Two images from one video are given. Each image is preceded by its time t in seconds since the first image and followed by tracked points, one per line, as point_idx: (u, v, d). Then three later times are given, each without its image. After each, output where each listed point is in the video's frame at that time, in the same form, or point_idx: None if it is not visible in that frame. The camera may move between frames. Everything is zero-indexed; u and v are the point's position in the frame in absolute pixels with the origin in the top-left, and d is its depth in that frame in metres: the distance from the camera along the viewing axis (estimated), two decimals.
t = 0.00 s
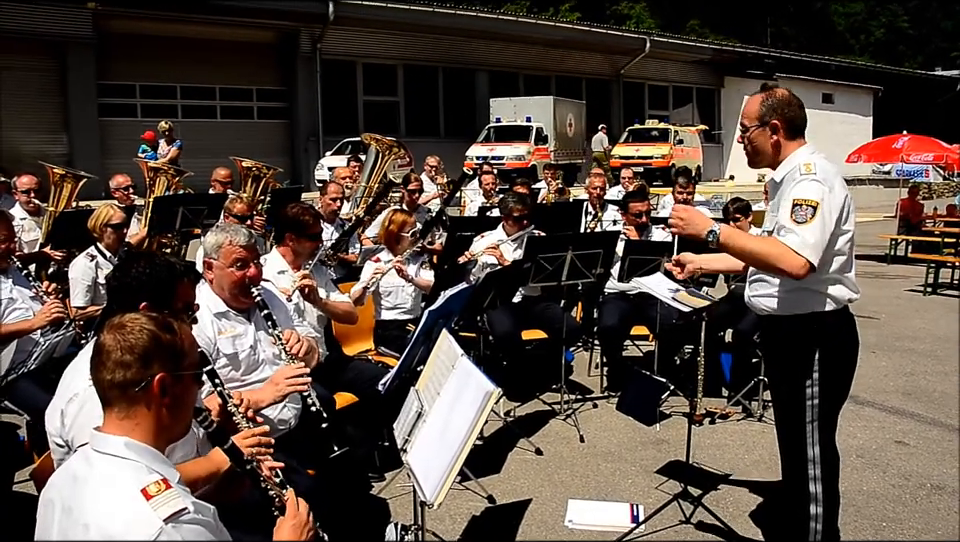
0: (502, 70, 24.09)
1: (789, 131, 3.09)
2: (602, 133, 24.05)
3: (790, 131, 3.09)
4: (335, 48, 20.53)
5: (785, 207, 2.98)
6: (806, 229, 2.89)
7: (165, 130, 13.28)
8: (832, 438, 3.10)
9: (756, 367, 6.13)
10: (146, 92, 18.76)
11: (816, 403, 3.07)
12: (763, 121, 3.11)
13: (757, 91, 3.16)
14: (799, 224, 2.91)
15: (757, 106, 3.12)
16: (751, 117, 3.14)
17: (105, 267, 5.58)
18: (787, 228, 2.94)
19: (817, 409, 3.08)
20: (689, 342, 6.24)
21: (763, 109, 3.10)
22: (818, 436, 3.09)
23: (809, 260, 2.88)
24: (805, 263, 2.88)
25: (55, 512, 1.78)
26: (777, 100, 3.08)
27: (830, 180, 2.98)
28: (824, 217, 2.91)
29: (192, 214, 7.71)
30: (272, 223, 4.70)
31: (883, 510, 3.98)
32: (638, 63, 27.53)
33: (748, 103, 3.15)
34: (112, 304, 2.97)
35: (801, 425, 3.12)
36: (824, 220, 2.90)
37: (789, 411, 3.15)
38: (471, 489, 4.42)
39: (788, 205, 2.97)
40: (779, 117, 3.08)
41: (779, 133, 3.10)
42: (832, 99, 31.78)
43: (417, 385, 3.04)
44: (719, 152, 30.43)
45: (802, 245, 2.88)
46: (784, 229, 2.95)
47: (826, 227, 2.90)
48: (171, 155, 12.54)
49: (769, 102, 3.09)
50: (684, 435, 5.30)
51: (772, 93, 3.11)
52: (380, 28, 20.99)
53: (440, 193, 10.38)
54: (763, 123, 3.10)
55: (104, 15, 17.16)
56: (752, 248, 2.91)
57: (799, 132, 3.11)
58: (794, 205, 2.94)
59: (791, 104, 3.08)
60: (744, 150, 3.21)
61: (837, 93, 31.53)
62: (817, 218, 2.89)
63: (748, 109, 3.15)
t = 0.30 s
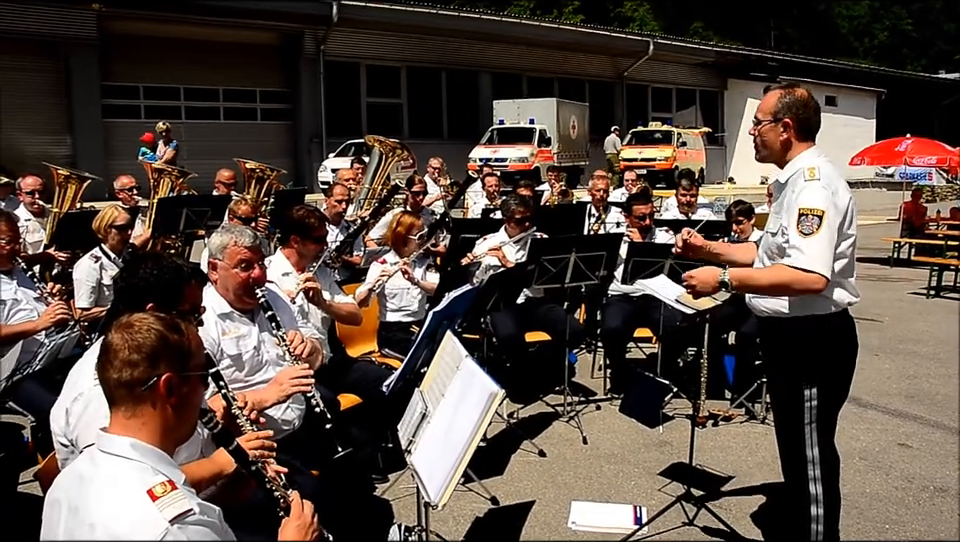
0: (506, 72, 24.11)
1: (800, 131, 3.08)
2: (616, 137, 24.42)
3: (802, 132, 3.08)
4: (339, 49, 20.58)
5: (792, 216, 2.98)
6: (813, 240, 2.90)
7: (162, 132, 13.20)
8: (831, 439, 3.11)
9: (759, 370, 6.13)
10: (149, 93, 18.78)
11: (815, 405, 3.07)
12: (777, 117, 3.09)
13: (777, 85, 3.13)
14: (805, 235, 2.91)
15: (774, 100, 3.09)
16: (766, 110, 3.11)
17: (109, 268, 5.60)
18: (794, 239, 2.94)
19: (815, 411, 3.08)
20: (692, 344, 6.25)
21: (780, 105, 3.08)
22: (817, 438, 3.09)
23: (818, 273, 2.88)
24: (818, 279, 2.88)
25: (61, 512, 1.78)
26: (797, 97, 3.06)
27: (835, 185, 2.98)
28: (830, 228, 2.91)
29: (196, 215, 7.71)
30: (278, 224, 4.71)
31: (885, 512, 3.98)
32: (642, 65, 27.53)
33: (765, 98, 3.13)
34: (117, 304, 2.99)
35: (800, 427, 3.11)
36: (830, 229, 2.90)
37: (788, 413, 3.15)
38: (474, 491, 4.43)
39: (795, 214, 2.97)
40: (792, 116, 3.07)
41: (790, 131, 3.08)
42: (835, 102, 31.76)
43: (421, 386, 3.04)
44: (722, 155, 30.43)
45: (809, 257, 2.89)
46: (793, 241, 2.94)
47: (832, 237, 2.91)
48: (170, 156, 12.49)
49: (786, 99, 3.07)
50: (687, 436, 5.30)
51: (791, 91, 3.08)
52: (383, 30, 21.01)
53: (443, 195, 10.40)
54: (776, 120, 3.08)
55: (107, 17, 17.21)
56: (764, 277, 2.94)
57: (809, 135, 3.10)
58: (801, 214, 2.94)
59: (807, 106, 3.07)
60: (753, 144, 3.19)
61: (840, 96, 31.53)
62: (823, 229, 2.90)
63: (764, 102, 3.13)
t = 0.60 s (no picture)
0: (506, 69, 24.10)
1: (808, 128, 3.08)
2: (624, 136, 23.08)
3: (809, 129, 3.07)
4: (339, 47, 20.58)
5: (796, 212, 2.97)
6: (818, 236, 2.89)
7: (152, 129, 13.46)
8: (833, 436, 3.11)
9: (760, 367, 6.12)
10: (149, 91, 18.74)
11: (820, 403, 3.07)
12: (786, 111, 3.08)
13: (788, 80, 3.12)
14: (808, 231, 2.90)
15: (785, 94, 3.08)
16: (776, 104, 3.10)
17: (110, 265, 5.60)
18: (797, 234, 2.93)
19: (817, 407, 3.08)
20: (693, 341, 6.26)
21: (790, 100, 3.07)
22: (819, 433, 3.09)
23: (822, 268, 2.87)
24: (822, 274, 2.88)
25: (65, 507, 1.78)
26: (808, 93, 3.06)
27: (840, 183, 2.98)
28: (834, 225, 2.90)
29: (197, 213, 7.71)
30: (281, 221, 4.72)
31: (887, 509, 3.98)
32: (642, 63, 27.52)
33: (775, 91, 3.12)
34: (121, 301, 2.99)
35: (803, 423, 3.11)
36: (835, 225, 2.90)
37: (790, 410, 3.15)
38: (476, 487, 4.43)
39: (799, 209, 2.96)
40: (802, 111, 3.06)
41: (799, 127, 3.07)
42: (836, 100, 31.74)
43: (424, 382, 3.04)
44: (722, 153, 30.44)
45: (811, 254, 2.88)
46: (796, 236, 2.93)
47: (836, 233, 2.90)
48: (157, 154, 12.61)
49: (797, 94, 3.06)
50: (689, 433, 5.31)
51: (802, 87, 3.08)
52: (383, 27, 21.00)
53: (444, 193, 10.37)
54: (786, 114, 3.07)
55: (107, 14, 17.19)
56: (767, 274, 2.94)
57: (816, 132, 3.10)
58: (805, 210, 2.93)
59: (817, 102, 3.06)
60: (761, 139, 3.18)
61: (841, 93, 31.47)
62: (826, 226, 2.89)
63: (774, 96, 3.11)
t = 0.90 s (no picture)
0: (509, 66, 24.07)
1: (816, 123, 3.05)
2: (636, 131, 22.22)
3: (818, 125, 3.05)
4: (342, 44, 20.57)
5: (799, 207, 2.96)
6: (818, 232, 2.88)
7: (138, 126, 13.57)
8: (839, 434, 3.09)
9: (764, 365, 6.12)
10: (152, 88, 18.70)
11: (826, 401, 3.06)
12: (794, 107, 3.06)
13: (795, 76, 3.10)
14: (808, 227, 2.89)
15: (792, 90, 3.06)
16: (783, 100, 3.08)
17: (114, 262, 5.60)
18: (797, 230, 2.92)
19: (824, 405, 3.06)
20: (697, 338, 6.27)
21: (798, 95, 3.05)
22: (825, 431, 3.07)
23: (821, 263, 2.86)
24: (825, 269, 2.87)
25: (71, 504, 1.78)
26: (814, 90, 3.04)
27: (844, 179, 2.96)
28: (835, 221, 2.89)
29: (200, 209, 7.71)
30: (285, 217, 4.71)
31: (893, 508, 3.97)
32: (645, 60, 27.48)
33: (782, 87, 3.10)
34: (126, 299, 2.99)
35: (809, 421, 3.11)
36: (836, 221, 2.88)
37: (796, 408, 3.14)
38: (480, 485, 4.42)
39: (801, 205, 2.95)
40: (810, 107, 3.04)
41: (807, 123, 3.05)
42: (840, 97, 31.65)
43: (430, 380, 3.03)
44: (725, 150, 30.39)
45: (810, 250, 2.87)
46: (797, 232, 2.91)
47: (837, 229, 2.89)
48: (143, 148, 12.58)
49: (805, 90, 3.04)
50: (693, 431, 5.30)
51: (809, 83, 3.06)
52: (386, 24, 20.97)
53: (447, 189, 10.38)
54: (793, 110, 3.05)
55: (110, 12, 17.17)
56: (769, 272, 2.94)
57: (824, 128, 3.07)
58: (806, 206, 2.92)
59: (823, 99, 3.04)
60: (767, 135, 3.16)
61: (844, 90, 31.38)
62: (827, 222, 2.88)
63: (781, 92, 3.09)
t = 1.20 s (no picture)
0: (514, 63, 24.05)
1: (823, 120, 3.03)
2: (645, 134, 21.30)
3: (825, 121, 3.03)
4: (346, 41, 20.57)
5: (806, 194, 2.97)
6: (819, 218, 2.88)
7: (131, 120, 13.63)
8: (849, 432, 3.08)
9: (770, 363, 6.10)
10: (156, 84, 18.72)
11: (835, 400, 3.05)
12: (799, 106, 3.03)
13: (796, 75, 3.09)
14: (812, 210, 2.90)
15: (795, 90, 3.04)
16: (787, 101, 3.06)
17: (118, 257, 5.60)
18: (803, 214, 2.93)
19: (836, 403, 3.05)
20: (702, 337, 6.25)
21: (801, 95, 3.03)
22: (837, 431, 3.06)
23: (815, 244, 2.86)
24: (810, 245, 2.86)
25: (77, 499, 1.78)
26: (818, 86, 3.02)
27: (855, 171, 2.94)
28: (841, 208, 2.88)
29: (205, 204, 7.69)
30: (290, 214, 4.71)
31: (898, 508, 3.96)
32: (650, 57, 27.43)
33: (786, 87, 3.08)
34: (130, 296, 2.98)
35: (819, 419, 3.09)
36: (841, 209, 2.88)
37: (806, 407, 3.12)
38: (484, 482, 4.42)
39: (809, 192, 2.95)
40: (815, 105, 3.01)
41: (814, 121, 3.03)
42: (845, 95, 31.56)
43: (435, 376, 3.02)
44: (730, 148, 30.34)
45: (810, 231, 2.87)
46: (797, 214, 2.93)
47: (841, 217, 2.88)
48: (137, 144, 12.64)
49: (807, 89, 3.02)
50: (698, 430, 5.29)
51: (811, 81, 3.04)
52: (390, 21, 20.97)
53: (451, 185, 10.36)
54: (800, 107, 3.03)
55: (116, 7, 17.20)
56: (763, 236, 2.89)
57: (831, 124, 3.05)
58: (813, 192, 2.93)
59: (828, 95, 3.02)
60: (775, 137, 3.15)
61: (849, 88, 31.30)
62: (831, 207, 2.87)
63: (785, 93, 3.08)
